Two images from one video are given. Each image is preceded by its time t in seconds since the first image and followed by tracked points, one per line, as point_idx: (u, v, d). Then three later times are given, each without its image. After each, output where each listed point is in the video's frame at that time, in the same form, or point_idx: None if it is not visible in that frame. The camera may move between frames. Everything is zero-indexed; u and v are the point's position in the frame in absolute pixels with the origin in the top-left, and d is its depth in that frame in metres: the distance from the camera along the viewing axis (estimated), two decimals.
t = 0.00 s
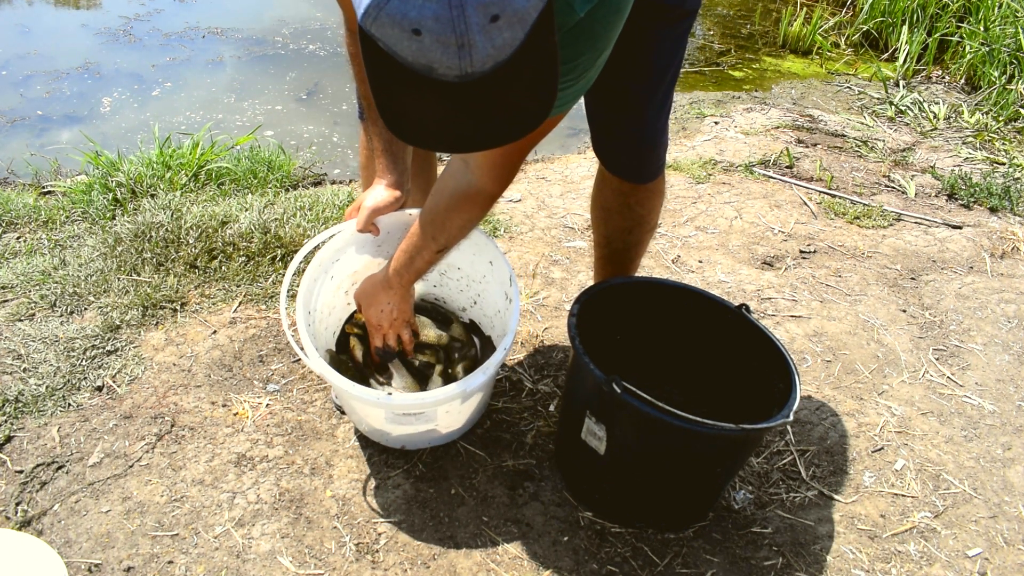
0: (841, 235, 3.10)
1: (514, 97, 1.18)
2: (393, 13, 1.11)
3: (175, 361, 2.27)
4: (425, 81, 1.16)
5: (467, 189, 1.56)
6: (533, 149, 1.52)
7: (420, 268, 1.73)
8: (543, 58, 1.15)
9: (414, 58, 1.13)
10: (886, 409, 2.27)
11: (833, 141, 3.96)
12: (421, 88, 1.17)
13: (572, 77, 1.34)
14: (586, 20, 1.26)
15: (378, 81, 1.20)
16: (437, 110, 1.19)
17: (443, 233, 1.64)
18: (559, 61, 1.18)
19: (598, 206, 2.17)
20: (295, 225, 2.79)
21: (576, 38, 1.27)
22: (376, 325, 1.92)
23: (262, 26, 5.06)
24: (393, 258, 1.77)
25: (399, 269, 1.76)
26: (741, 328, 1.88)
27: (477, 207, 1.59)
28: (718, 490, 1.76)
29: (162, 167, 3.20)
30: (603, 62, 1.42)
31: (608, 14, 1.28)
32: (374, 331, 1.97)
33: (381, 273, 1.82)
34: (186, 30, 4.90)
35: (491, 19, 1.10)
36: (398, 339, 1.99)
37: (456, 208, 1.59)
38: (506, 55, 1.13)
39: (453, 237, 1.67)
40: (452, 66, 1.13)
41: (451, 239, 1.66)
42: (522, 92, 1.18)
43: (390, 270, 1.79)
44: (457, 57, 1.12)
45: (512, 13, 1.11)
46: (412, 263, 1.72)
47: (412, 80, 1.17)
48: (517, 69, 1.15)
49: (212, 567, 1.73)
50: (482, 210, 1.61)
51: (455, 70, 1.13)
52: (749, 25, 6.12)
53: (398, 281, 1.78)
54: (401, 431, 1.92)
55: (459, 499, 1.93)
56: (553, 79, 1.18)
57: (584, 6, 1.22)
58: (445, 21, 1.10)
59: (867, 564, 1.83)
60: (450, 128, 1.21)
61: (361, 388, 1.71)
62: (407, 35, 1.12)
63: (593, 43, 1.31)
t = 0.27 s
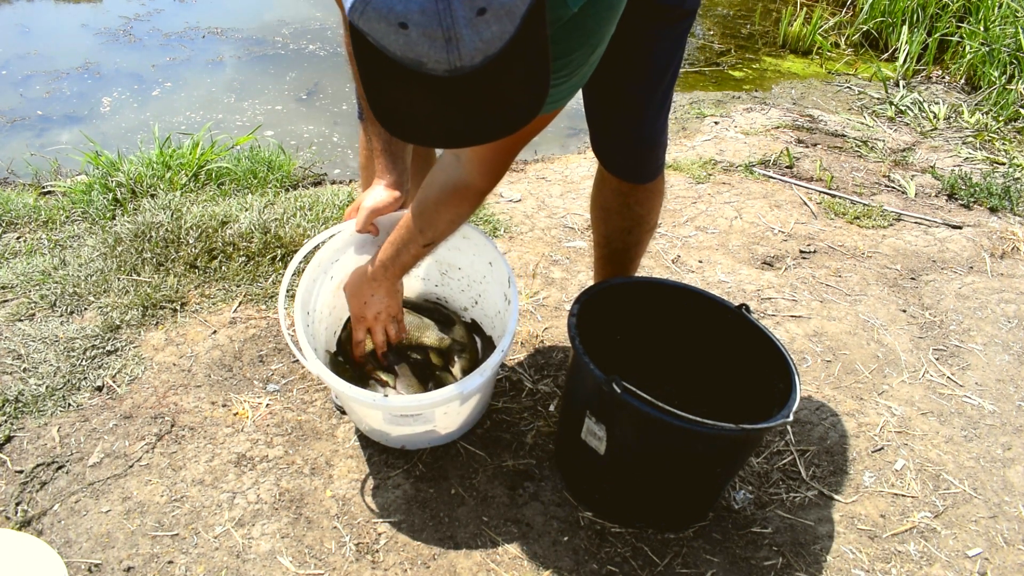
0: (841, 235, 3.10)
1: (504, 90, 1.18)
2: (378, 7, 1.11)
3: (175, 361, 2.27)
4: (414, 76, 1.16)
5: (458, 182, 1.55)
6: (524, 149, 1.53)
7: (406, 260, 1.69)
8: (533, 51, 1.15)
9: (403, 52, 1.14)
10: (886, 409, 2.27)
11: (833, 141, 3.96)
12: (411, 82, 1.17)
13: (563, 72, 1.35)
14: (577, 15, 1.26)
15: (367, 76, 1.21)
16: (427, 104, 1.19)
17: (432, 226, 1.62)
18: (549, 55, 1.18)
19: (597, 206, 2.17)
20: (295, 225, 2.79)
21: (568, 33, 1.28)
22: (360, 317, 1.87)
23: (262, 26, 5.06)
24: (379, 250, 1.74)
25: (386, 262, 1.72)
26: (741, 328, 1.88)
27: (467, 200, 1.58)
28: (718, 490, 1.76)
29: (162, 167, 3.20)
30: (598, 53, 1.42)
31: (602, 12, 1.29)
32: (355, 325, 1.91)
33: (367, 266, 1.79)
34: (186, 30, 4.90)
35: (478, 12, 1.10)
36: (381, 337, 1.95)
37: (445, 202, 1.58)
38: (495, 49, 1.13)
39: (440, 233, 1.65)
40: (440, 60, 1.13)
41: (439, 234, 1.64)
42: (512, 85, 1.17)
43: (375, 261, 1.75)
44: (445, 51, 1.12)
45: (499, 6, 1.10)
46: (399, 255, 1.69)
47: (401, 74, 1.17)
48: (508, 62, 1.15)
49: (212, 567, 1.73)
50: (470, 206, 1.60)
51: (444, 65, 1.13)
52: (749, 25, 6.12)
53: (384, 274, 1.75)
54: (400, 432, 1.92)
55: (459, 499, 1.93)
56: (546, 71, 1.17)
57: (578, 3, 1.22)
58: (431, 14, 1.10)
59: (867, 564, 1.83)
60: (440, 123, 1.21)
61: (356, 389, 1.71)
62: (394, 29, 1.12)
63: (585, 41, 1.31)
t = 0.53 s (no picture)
0: (841, 235, 3.09)
1: (487, 88, 1.18)
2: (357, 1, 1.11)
3: (175, 361, 2.27)
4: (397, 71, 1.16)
5: (452, 181, 1.55)
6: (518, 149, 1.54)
7: (401, 259, 1.69)
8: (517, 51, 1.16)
9: (383, 47, 1.14)
10: (886, 409, 2.27)
11: (833, 141, 3.96)
12: (393, 77, 1.17)
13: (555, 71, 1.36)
14: (566, 14, 1.28)
15: (349, 73, 1.21)
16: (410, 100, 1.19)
17: (426, 226, 1.61)
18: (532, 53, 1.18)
19: (597, 206, 2.17)
20: (295, 225, 2.79)
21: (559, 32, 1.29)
22: (356, 315, 1.87)
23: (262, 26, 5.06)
24: (376, 249, 1.73)
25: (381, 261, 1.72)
26: (741, 328, 1.88)
27: (462, 200, 1.58)
28: (718, 490, 1.76)
29: (162, 167, 3.20)
30: (592, 51, 1.43)
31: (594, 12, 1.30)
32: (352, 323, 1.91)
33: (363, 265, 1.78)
34: (186, 30, 4.90)
35: (457, 8, 1.10)
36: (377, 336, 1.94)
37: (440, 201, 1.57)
38: (476, 46, 1.13)
39: (435, 233, 1.64)
40: (420, 56, 1.13)
41: (435, 233, 1.64)
42: (498, 83, 1.17)
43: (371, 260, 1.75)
44: (424, 46, 1.12)
45: (479, 3, 1.10)
46: (394, 254, 1.68)
47: (383, 70, 1.17)
48: (493, 58, 1.15)
49: (212, 567, 1.73)
50: (465, 205, 1.60)
51: (425, 60, 1.13)
52: (749, 25, 6.12)
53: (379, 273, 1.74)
54: (398, 432, 1.92)
55: (459, 499, 1.93)
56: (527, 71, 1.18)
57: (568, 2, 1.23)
58: (409, 9, 1.10)
59: (867, 564, 1.83)
60: (423, 120, 1.21)
61: (354, 390, 1.71)
62: (373, 23, 1.12)
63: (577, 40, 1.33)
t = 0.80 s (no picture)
0: (841, 235, 3.10)
1: (483, 87, 1.17)
2: (351, 4, 1.12)
3: (175, 361, 2.27)
4: (392, 72, 1.16)
5: (450, 179, 1.54)
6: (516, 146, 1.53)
7: (402, 258, 1.69)
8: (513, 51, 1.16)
9: (378, 48, 1.14)
10: (886, 409, 2.27)
11: (833, 140, 3.96)
12: (389, 79, 1.18)
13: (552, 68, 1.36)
14: (563, 10, 1.27)
15: (347, 76, 1.21)
16: (406, 101, 1.19)
17: (426, 224, 1.61)
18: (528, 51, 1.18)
19: (597, 206, 2.17)
20: (295, 225, 2.79)
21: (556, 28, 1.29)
22: (357, 314, 1.88)
23: (262, 26, 5.06)
24: (376, 248, 1.73)
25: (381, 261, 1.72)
26: (741, 328, 1.88)
27: (461, 197, 1.58)
28: (718, 490, 1.76)
29: (162, 167, 3.20)
30: (589, 49, 1.43)
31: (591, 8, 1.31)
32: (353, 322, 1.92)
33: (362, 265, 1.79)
34: (186, 30, 4.90)
35: (449, 8, 1.10)
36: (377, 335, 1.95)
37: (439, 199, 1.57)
38: (470, 46, 1.13)
39: (436, 231, 1.64)
40: (415, 56, 1.13)
41: (434, 231, 1.64)
42: (493, 82, 1.17)
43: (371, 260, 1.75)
44: (419, 47, 1.12)
45: (472, 3, 1.10)
46: (394, 253, 1.68)
47: (379, 72, 1.17)
48: (489, 57, 1.15)
49: (212, 567, 1.73)
50: (464, 203, 1.60)
51: (420, 60, 1.13)
52: (749, 25, 6.12)
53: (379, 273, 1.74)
54: (398, 433, 1.92)
55: (459, 499, 1.93)
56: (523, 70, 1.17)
57: None
58: (402, 11, 1.10)
59: (867, 564, 1.84)
60: (420, 121, 1.21)
61: (353, 390, 1.71)
62: (366, 25, 1.12)
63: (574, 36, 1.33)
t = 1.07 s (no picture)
0: (841, 235, 3.09)
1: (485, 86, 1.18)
2: (353, 4, 1.12)
3: (175, 361, 2.27)
4: (395, 73, 1.17)
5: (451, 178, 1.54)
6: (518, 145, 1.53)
7: (403, 258, 1.69)
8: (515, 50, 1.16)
9: (380, 49, 1.14)
10: (886, 409, 2.27)
11: (833, 140, 3.96)
12: (391, 79, 1.18)
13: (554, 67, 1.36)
14: (564, 9, 1.27)
15: (350, 75, 1.21)
16: (409, 101, 1.19)
17: (427, 223, 1.61)
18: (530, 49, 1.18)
19: (597, 206, 2.17)
20: (295, 225, 2.79)
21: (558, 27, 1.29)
22: (357, 313, 1.88)
23: (262, 26, 5.06)
24: (376, 248, 1.73)
25: (381, 260, 1.72)
26: (741, 328, 1.88)
27: (462, 196, 1.57)
28: (718, 490, 1.76)
29: (162, 167, 3.20)
30: (590, 47, 1.43)
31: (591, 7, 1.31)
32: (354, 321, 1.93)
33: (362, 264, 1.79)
34: (186, 30, 4.90)
35: (451, 9, 1.10)
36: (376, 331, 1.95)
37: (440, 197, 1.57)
38: (473, 46, 1.13)
39: (437, 230, 1.64)
40: (417, 56, 1.13)
41: (436, 230, 1.63)
42: (495, 82, 1.17)
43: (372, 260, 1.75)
44: (421, 47, 1.12)
45: (474, 3, 1.10)
46: (395, 252, 1.69)
47: (381, 71, 1.17)
48: (491, 56, 1.15)
49: (212, 567, 1.73)
50: (467, 201, 1.59)
51: (422, 61, 1.13)
52: (749, 25, 6.12)
53: (380, 272, 1.74)
54: (399, 433, 1.92)
55: (459, 500, 1.93)
56: (526, 69, 1.18)
57: None
58: (404, 11, 1.10)
59: (867, 564, 1.83)
60: (423, 119, 1.21)
61: (353, 390, 1.71)
62: (369, 26, 1.12)
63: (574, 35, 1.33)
